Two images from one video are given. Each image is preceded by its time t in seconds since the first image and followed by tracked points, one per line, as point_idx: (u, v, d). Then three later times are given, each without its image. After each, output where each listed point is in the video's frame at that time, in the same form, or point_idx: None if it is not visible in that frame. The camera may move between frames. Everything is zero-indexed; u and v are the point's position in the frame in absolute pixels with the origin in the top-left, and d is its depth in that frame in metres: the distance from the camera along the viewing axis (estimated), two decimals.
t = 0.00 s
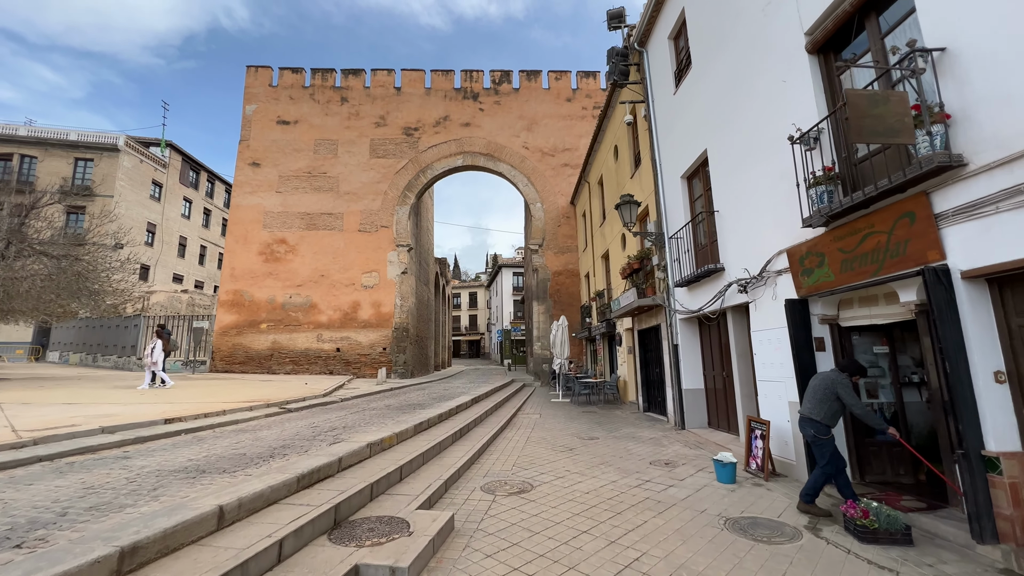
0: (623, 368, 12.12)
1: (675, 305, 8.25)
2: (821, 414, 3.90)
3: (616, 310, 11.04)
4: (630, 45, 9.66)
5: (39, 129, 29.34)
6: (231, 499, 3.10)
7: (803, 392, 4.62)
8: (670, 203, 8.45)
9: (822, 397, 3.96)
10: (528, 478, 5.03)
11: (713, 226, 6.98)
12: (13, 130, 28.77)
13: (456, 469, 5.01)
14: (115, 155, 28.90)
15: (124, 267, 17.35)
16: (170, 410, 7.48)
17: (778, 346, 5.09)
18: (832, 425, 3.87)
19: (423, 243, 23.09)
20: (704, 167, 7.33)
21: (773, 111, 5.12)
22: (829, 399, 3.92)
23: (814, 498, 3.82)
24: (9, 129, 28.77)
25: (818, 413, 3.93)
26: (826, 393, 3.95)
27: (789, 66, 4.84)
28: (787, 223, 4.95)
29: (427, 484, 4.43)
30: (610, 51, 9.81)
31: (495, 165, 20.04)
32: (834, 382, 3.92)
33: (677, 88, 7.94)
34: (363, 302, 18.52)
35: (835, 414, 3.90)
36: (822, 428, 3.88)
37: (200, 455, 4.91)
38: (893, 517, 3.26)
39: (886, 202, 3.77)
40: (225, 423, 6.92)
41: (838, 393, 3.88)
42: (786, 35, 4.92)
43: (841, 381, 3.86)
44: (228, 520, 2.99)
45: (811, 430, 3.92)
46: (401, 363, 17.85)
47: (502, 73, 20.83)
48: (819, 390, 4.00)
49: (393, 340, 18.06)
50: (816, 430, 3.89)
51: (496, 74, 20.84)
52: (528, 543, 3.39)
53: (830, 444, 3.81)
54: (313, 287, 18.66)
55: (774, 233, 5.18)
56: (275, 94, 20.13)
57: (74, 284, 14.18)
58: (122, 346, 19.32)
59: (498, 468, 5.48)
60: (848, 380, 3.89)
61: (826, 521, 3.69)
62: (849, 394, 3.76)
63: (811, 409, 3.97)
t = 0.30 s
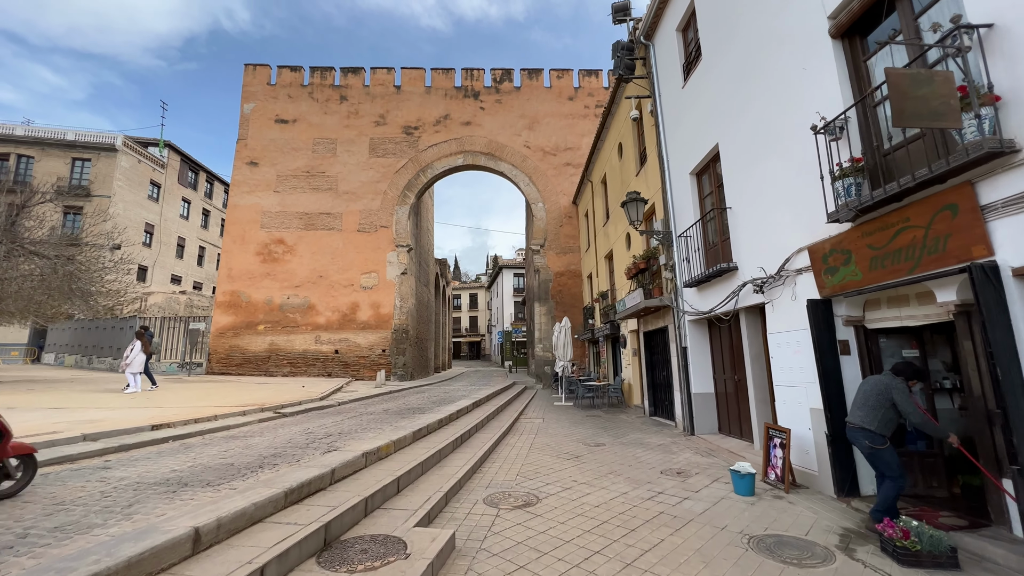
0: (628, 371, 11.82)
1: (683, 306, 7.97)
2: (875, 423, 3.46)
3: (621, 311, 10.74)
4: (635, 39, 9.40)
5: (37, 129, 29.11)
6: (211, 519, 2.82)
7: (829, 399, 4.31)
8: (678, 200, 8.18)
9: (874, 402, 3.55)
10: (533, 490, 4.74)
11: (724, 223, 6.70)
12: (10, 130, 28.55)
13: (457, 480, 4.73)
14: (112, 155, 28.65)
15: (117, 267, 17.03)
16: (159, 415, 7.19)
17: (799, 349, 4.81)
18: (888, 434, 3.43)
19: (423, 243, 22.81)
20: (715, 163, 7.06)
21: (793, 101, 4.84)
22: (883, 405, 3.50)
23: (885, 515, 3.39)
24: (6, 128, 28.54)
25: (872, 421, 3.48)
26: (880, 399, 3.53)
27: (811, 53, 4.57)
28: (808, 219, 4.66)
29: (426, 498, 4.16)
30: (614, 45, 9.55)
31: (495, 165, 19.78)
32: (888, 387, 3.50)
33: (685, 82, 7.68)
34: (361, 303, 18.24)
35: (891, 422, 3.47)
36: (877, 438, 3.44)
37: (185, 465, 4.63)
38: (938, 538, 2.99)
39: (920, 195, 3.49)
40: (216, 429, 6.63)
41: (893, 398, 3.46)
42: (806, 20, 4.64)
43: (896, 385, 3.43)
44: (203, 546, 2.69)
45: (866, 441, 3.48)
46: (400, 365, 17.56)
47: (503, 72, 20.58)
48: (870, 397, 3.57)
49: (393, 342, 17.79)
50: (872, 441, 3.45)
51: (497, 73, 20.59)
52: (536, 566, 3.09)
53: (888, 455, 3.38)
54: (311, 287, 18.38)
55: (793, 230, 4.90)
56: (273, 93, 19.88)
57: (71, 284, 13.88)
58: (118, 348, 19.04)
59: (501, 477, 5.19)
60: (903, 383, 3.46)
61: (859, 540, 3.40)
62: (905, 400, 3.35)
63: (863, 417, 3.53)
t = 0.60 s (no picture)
0: (631, 371, 11.51)
1: (691, 302, 7.67)
2: (925, 422, 3.12)
3: (625, 309, 10.45)
4: (639, 28, 9.14)
5: (32, 127, 28.87)
6: (181, 532, 2.53)
7: (854, 398, 4.01)
8: (685, 193, 7.89)
9: (922, 399, 3.20)
10: (536, 495, 4.43)
11: (736, 215, 6.41)
12: (5, 128, 28.26)
13: (454, 485, 4.42)
14: (109, 154, 28.38)
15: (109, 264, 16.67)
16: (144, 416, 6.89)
17: (819, 345, 4.52)
18: (940, 434, 3.08)
19: (422, 242, 22.53)
20: (725, 152, 6.78)
21: (813, 82, 4.57)
22: (932, 402, 3.16)
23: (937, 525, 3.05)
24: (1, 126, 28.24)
25: (921, 420, 3.14)
26: (927, 395, 3.18)
27: (833, 29, 4.29)
28: (831, 207, 4.37)
29: (421, 506, 3.86)
30: (618, 35, 9.28)
31: (496, 162, 19.50)
32: (937, 381, 3.16)
33: (693, 70, 7.40)
34: (359, 302, 17.94)
35: (943, 421, 3.12)
36: (927, 439, 3.10)
37: (164, 470, 4.32)
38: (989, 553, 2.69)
39: (961, 175, 3.20)
40: (204, 431, 6.34)
41: (944, 395, 3.12)
42: None
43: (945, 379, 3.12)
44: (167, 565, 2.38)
45: (915, 443, 3.14)
46: (399, 365, 17.25)
47: (503, 68, 20.32)
48: (916, 394, 3.23)
49: (391, 341, 17.49)
50: (923, 441, 3.10)
51: (497, 69, 20.33)
52: None
53: (939, 458, 3.04)
54: (308, 286, 18.09)
55: (814, 219, 4.61)
56: (270, 89, 19.61)
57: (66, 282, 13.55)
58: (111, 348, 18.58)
59: (502, 482, 4.89)
60: (955, 377, 3.13)
61: (895, 552, 3.12)
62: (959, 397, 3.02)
63: (910, 415, 3.18)
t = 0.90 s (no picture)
0: (635, 373, 11.21)
1: (698, 302, 7.38)
2: (978, 436, 2.80)
3: (628, 309, 10.15)
4: (645, 18, 8.85)
5: (28, 126, 28.57)
6: (137, 560, 2.21)
7: (884, 405, 3.71)
8: (693, 188, 7.60)
9: (976, 410, 2.88)
10: (539, 509, 4.13)
11: (748, 211, 6.10)
12: None
13: (451, 498, 4.13)
14: (104, 152, 28.08)
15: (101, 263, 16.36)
16: (128, 422, 6.58)
17: (842, 349, 4.23)
18: (996, 450, 2.77)
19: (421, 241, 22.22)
20: (736, 145, 6.48)
21: (835, 67, 4.27)
22: (990, 414, 2.83)
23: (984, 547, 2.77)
24: None
25: (974, 433, 2.83)
26: (982, 406, 2.86)
27: (858, 9, 4.00)
28: (856, 200, 4.08)
29: (415, 523, 3.56)
30: (622, 25, 8.93)
31: (496, 160, 19.20)
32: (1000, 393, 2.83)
33: (701, 60, 7.12)
34: (357, 302, 17.64)
35: (999, 436, 2.80)
36: (978, 454, 2.79)
37: (140, 482, 4.01)
38: None
39: (1010, 161, 2.91)
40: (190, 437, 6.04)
41: (1004, 406, 2.80)
42: None
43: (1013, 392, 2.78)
44: None
45: (964, 458, 2.84)
46: (397, 366, 16.95)
47: (503, 64, 20.03)
48: (969, 405, 2.91)
49: (389, 342, 17.19)
50: (973, 457, 2.81)
51: (497, 65, 20.04)
52: None
53: (990, 476, 2.75)
54: (305, 286, 17.78)
55: (837, 213, 4.31)
56: (267, 86, 19.32)
57: (56, 282, 13.23)
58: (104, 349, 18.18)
59: (503, 494, 4.58)
60: (1017, 387, 2.80)
61: None
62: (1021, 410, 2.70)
63: (961, 427, 2.87)
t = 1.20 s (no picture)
0: (640, 373, 10.92)
1: (709, 299, 7.10)
2: None
3: (634, 308, 9.86)
4: (651, 6, 8.57)
5: (23, 123, 28.26)
6: None
7: (922, 407, 3.42)
8: (702, 180, 7.32)
9: None
10: (547, 519, 3.85)
11: (763, 202, 5.82)
12: None
13: (453, 507, 3.85)
14: (101, 150, 27.80)
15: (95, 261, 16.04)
16: (113, 423, 6.28)
17: (871, 347, 3.98)
18: None
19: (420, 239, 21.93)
20: (750, 134, 6.19)
21: (862, 45, 3.99)
22: None
23: None
24: None
25: None
26: None
27: None
28: (886, 185, 3.79)
29: (414, 534, 3.28)
30: (628, 13, 8.64)
31: (497, 157, 18.92)
32: None
33: (712, 47, 6.84)
34: (356, 301, 17.36)
35: None
36: None
37: (114, 491, 3.70)
38: None
39: None
40: (179, 440, 5.76)
41: None
42: None
43: None
44: None
45: None
46: (396, 367, 16.67)
47: (504, 60, 19.77)
48: None
49: (388, 342, 16.90)
50: None
51: (498, 61, 19.77)
52: None
53: None
54: (303, 285, 17.49)
55: (866, 201, 4.02)
56: (264, 82, 19.05)
57: (47, 280, 12.90)
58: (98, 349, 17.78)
59: (507, 501, 4.29)
60: None
61: None
62: None
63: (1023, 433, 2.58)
